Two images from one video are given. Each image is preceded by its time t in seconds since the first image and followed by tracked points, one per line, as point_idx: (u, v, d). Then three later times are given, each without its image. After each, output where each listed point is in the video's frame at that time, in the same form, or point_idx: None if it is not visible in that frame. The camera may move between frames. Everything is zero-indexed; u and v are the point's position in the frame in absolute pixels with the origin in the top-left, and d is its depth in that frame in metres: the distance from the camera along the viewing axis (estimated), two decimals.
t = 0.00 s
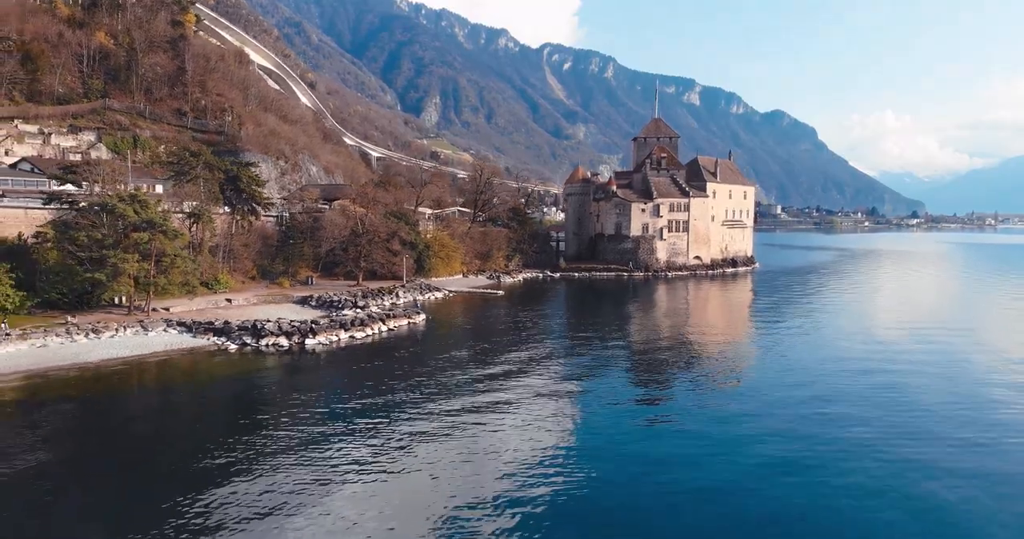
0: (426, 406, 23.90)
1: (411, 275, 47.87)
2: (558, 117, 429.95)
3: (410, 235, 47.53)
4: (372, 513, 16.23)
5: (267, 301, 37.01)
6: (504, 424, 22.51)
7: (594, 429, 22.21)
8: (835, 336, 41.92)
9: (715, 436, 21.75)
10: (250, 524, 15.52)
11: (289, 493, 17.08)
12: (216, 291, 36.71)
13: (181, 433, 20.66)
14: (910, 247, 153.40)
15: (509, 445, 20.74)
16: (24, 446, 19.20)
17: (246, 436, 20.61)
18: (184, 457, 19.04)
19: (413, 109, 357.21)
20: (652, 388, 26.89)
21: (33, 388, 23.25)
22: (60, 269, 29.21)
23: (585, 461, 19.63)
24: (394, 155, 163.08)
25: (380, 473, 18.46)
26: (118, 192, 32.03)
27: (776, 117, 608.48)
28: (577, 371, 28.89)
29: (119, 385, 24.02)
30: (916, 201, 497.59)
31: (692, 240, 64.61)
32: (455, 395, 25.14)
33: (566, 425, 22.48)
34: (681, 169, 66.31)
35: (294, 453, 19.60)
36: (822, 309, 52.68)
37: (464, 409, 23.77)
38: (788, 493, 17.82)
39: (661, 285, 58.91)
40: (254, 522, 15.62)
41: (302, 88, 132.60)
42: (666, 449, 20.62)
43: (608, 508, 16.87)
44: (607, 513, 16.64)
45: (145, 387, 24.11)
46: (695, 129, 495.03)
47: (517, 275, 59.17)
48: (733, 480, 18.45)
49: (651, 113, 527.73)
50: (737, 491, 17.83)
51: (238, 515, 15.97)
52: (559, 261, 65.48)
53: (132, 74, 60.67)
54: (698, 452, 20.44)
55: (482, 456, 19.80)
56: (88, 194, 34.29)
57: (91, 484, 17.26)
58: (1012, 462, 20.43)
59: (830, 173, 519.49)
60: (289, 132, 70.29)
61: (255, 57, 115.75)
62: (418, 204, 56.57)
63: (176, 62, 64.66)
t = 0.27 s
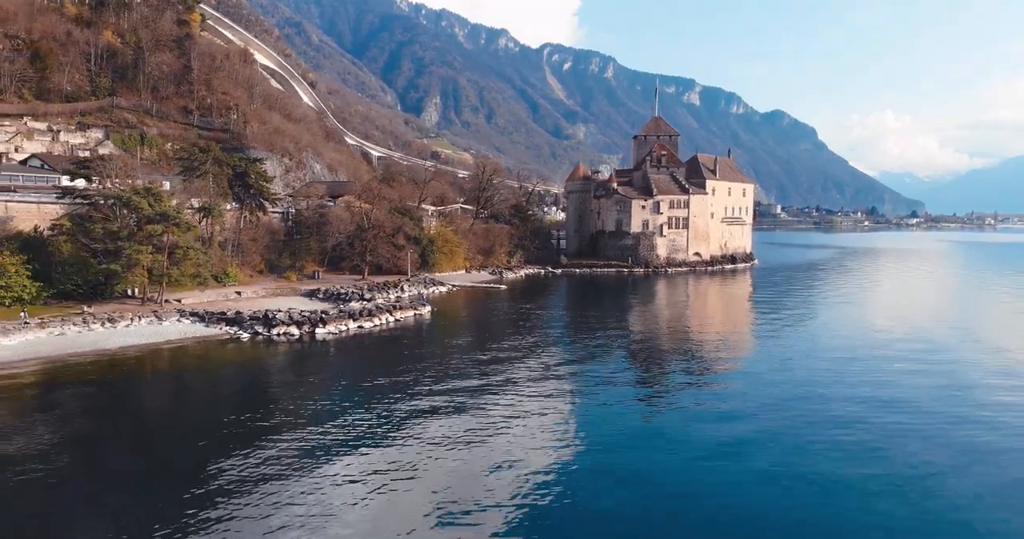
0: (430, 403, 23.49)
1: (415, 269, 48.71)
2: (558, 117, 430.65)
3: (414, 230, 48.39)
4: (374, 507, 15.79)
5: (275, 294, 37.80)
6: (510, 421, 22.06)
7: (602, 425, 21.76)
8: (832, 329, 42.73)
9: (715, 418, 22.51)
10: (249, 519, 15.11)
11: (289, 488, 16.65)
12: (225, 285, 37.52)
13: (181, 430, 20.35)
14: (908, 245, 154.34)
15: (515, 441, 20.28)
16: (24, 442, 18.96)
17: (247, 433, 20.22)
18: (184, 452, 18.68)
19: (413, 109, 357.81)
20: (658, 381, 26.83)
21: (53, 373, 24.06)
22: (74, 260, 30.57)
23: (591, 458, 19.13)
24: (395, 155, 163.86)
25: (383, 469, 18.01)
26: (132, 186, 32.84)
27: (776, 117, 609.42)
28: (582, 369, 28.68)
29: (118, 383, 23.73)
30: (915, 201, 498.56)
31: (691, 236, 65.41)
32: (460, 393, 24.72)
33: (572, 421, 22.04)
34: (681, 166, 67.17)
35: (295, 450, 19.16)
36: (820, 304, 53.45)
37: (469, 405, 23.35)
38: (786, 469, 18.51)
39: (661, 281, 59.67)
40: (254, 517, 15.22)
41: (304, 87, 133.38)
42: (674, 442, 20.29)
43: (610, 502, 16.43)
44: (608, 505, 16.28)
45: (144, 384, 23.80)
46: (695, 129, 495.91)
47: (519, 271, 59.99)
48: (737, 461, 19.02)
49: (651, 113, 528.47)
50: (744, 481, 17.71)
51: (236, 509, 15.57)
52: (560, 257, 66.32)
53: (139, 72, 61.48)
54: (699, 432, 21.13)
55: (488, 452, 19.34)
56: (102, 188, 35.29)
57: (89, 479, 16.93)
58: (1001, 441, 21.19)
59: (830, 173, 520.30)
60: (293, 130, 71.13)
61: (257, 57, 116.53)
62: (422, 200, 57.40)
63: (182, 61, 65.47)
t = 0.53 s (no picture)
0: (433, 401, 22.74)
1: (420, 264, 49.54)
2: (558, 117, 431.51)
3: (419, 226, 49.21)
4: (368, 507, 14.97)
5: (284, 287, 38.58)
6: (515, 418, 21.33)
7: (609, 421, 21.06)
8: (829, 323, 43.54)
9: (715, 400, 23.24)
10: (241, 518, 14.37)
11: (283, 487, 15.83)
12: (234, 278, 38.28)
13: (183, 427, 19.72)
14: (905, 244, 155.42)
15: (522, 438, 19.56)
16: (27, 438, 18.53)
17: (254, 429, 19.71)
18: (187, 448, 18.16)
19: (413, 109, 358.49)
20: (661, 373, 27.10)
21: (72, 360, 24.92)
22: (88, 252, 31.65)
23: (596, 449, 18.66)
24: (395, 154, 164.74)
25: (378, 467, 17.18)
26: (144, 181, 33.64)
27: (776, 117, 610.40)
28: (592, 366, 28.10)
29: (121, 382, 23.29)
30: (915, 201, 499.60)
31: (691, 233, 66.20)
32: (462, 391, 24.04)
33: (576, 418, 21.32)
34: (681, 164, 67.59)
35: (297, 443, 18.79)
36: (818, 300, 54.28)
37: (473, 403, 22.63)
38: (784, 443, 19.28)
39: (661, 277, 60.40)
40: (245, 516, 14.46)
41: (306, 87, 134.24)
42: (681, 439, 19.42)
43: (611, 501, 15.50)
44: (610, 505, 15.30)
45: (150, 383, 23.39)
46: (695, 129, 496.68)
47: (521, 267, 60.80)
48: (744, 454, 18.34)
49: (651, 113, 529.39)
50: (754, 478, 16.75)
51: (228, 509, 14.79)
52: (561, 253, 67.13)
53: (146, 70, 62.24)
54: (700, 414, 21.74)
55: (490, 449, 18.62)
56: (115, 183, 36.13)
57: (93, 474, 16.45)
58: (988, 419, 22.07)
59: (830, 173, 521.20)
60: (298, 128, 71.96)
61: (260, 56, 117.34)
62: (425, 197, 58.22)
63: (188, 59, 66.23)
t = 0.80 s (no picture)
0: (437, 400, 22.13)
1: (424, 259, 50.34)
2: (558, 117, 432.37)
3: (423, 221, 50.00)
4: (366, 507, 14.41)
5: (291, 280, 39.36)
6: (519, 408, 21.51)
7: (616, 419, 20.49)
8: (826, 318, 44.34)
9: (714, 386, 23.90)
10: (238, 519, 13.81)
11: (287, 481, 15.62)
12: (243, 271, 39.04)
13: (190, 418, 19.84)
14: (903, 242, 156.31)
15: (529, 435, 18.98)
16: (29, 435, 18.21)
17: (259, 423, 19.57)
18: (190, 445, 17.76)
19: (414, 108, 359.23)
20: (662, 363, 27.64)
21: (90, 347, 25.64)
22: (101, 245, 32.41)
23: (600, 438, 18.86)
24: (396, 153, 165.58)
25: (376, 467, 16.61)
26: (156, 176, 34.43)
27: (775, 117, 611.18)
28: (595, 361, 27.83)
29: (127, 379, 23.04)
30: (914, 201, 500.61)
31: (691, 230, 66.98)
32: (467, 389, 23.47)
33: (582, 416, 20.75)
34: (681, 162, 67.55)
35: (304, 432, 18.94)
36: (816, 296, 55.12)
37: (478, 402, 22.02)
38: (780, 425, 19.98)
39: (662, 272, 61.13)
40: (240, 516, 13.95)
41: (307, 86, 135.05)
42: (689, 438, 18.81)
43: (614, 502, 14.90)
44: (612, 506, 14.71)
45: (155, 380, 23.10)
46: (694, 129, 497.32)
47: (523, 263, 61.57)
48: (754, 452, 17.84)
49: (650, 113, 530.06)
50: (764, 477, 16.19)
51: (240, 494, 14.95)
52: (562, 250, 67.95)
53: (152, 69, 63.00)
54: (700, 400, 22.35)
55: (495, 447, 18.04)
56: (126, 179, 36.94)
57: (105, 462, 16.62)
58: (977, 405, 22.80)
59: (829, 173, 522.09)
60: (301, 126, 72.77)
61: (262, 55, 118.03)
62: (429, 194, 59.00)
63: (193, 58, 66.99)
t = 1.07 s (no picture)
0: (442, 384, 22.48)
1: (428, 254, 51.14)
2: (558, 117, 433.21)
3: (427, 218, 50.79)
4: (361, 507, 13.42)
5: (299, 274, 40.13)
6: (524, 391, 21.84)
7: (623, 406, 20.27)
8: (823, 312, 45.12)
9: (713, 371, 24.63)
10: (255, 490, 14.11)
11: (299, 457, 15.92)
12: (251, 265, 39.81)
13: (200, 402, 20.15)
14: (903, 240, 157.13)
15: (542, 431, 18.04)
16: (30, 430, 17.42)
17: (269, 406, 19.91)
18: (193, 441, 16.94)
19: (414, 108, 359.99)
20: (663, 351, 28.25)
21: (107, 336, 26.41)
22: (114, 237, 33.18)
23: (604, 417, 19.23)
24: (397, 153, 166.41)
25: (374, 464, 15.61)
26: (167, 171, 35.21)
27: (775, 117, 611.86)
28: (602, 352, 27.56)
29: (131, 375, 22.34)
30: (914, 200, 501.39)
31: (691, 227, 67.72)
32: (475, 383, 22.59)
33: (595, 410, 19.82)
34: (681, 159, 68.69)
35: (313, 413, 19.24)
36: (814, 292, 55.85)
37: (483, 390, 21.77)
38: (778, 404, 20.68)
39: (662, 268, 61.85)
40: (234, 515, 13.03)
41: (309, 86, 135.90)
42: (691, 415, 19.32)
43: (616, 500, 13.85)
44: (613, 504, 13.69)
45: (160, 378, 22.32)
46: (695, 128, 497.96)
47: (524, 259, 62.32)
48: (761, 435, 17.71)
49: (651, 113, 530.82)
50: (769, 460, 15.95)
51: (255, 468, 15.27)
52: (563, 247, 68.73)
53: (159, 67, 63.80)
54: (699, 382, 23.01)
55: (504, 443, 17.10)
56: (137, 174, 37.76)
57: (121, 441, 16.95)
58: (966, 387, 23.61)
59: (829, 173, 522.72)
60: (305, 124, 73.59)
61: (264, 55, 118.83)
62: (432, 191, 59.80)
63: (199, 57, 67.80)
